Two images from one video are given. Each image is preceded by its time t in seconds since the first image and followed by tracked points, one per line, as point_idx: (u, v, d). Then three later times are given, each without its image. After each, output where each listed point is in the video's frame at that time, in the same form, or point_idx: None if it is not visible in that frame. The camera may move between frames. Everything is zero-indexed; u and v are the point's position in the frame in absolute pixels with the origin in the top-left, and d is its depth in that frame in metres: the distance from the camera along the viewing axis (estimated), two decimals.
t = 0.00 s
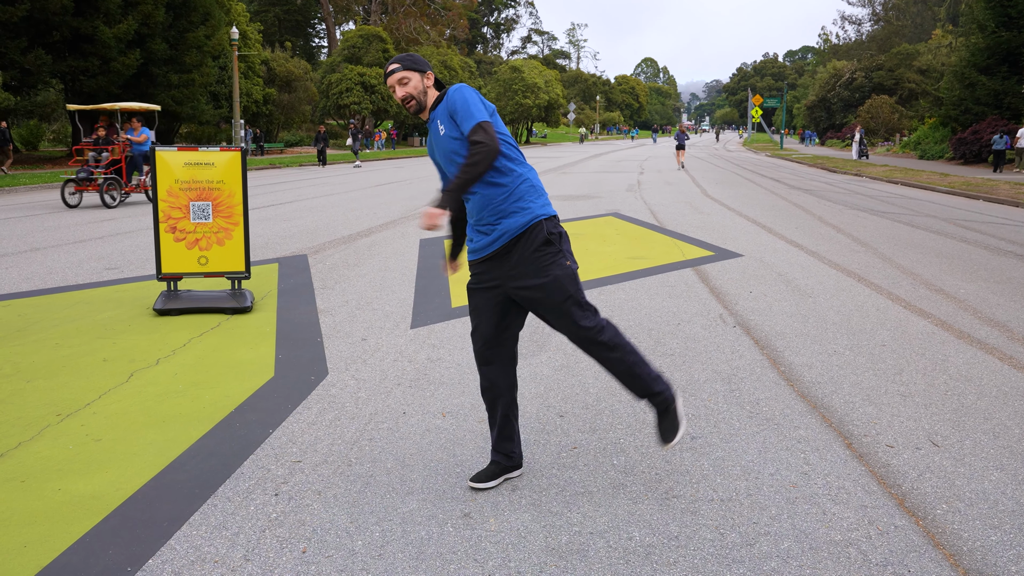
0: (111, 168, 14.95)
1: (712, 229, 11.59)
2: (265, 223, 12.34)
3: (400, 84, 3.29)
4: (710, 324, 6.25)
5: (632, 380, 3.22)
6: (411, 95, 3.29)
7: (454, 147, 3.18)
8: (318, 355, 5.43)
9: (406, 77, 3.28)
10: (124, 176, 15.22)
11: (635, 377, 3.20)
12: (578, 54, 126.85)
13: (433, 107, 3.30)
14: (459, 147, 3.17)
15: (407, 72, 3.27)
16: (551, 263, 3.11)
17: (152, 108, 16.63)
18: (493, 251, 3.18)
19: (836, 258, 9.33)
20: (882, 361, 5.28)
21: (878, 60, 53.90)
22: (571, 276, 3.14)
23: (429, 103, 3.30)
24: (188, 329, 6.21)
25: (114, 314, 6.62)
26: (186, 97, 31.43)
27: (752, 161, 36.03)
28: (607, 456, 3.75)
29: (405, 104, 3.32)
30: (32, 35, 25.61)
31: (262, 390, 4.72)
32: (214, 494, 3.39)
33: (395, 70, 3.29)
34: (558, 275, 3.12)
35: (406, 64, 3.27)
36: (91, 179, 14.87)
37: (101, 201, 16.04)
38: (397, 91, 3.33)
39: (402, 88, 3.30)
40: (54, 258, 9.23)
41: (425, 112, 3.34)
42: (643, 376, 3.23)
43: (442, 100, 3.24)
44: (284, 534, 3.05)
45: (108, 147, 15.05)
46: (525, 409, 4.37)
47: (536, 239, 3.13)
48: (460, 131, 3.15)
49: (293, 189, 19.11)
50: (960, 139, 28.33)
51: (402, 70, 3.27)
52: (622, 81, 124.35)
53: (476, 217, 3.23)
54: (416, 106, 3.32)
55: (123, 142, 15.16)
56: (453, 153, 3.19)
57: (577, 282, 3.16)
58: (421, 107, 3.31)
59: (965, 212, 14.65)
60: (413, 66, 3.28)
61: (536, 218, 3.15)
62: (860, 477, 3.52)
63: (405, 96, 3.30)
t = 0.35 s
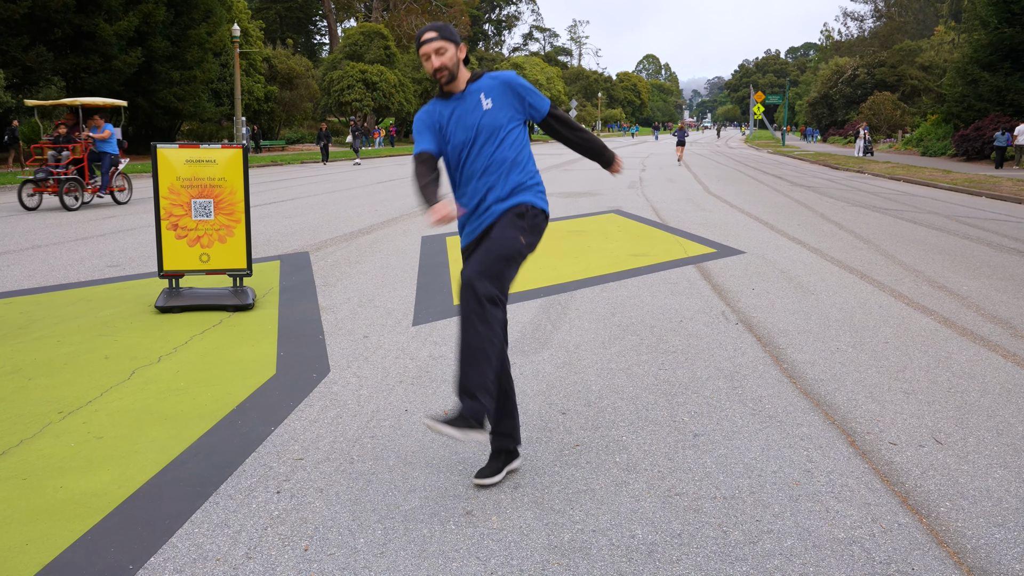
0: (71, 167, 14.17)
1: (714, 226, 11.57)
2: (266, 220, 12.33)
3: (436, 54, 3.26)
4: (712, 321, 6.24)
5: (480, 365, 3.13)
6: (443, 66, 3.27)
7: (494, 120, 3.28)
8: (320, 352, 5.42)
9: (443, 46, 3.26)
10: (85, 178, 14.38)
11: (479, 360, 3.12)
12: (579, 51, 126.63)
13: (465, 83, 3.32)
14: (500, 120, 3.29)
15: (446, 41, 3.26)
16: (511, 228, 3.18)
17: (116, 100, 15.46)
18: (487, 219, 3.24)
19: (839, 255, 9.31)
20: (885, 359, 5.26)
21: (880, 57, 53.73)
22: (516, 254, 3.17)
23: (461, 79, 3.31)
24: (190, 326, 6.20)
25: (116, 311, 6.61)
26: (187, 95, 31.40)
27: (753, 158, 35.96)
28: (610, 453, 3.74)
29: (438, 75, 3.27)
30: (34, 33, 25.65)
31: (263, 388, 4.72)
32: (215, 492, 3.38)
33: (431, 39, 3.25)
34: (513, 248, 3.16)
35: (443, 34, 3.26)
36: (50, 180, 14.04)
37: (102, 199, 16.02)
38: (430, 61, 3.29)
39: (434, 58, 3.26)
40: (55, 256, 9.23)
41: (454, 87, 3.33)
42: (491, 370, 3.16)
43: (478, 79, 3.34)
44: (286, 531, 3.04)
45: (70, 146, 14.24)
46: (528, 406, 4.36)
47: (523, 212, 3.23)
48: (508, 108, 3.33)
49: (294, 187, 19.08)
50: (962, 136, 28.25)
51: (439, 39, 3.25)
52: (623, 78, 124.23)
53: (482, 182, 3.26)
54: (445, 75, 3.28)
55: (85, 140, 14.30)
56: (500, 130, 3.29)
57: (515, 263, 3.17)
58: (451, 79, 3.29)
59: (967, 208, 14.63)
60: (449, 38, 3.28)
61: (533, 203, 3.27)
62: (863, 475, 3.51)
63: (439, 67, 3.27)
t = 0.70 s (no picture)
0: (27, 167, 13.65)
1: (715, 224, 11.56)
2: (267, 218, 12.33)
3: (466, 73, 3.29)
4: (713, 319, 6.23)
5: (412, 296, 3.01)
6: (472, 86, 3.31)
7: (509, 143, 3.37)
8: (320, 351, 5.42)
9: (472, 68, 3.29)
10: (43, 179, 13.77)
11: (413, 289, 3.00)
12: (580, 49, 126.49)
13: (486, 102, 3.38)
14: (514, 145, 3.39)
15: (475, 63, 3.29)
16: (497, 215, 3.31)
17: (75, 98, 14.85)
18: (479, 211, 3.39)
19: (841, 253, 9.30)
20: (886, 357, 5.25)
21: (882, 55, 53.64)
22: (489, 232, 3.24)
23: (483, 99, 3.35)
24: (190, 324, 6.19)
25: (116, 309, 6.61)
26: (188, 92, 31.38)
27: (755, 155, 35.93)
28: (610, 452, 3.73)
29: (464, 93, 3.30)
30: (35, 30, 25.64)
31: (263, 386, 4.72)
32: (216, 490, 3.38)
33: (464, 58, 3.28)
34: (490, 225, 3.26)
35: (473, 54, 3.29)
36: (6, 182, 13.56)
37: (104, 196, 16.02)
38: (458, 78, 3.32)
39: (463, 77, 3.30)
40: (56, 253, 9.23)
41: (477, 105, 3.36)
42: (419, 307, 3.03)
43: (498, 102, 3.42)
44: (286, 530, 3.03)
45: (26, 145, 13.75)
46: (528, 405, 4.36)
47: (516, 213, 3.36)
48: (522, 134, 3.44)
49: (295, 184, 19.08)
50: (964, 134, 28.25)
51: (470, 61, 3.28)
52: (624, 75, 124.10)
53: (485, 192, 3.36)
54: (471, 94, 3.32)
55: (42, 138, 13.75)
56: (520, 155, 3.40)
57: (488, 238, 3.23)
58: (476, 99, 3.33)
59: (968, 207, 14.61)
60: (479, 59, 3.31)
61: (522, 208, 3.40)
62: (864, 474, 3.50)
63: (468, 85, 3.30)
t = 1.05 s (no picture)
0: None
1: (716, 223, 11.56)
2: (267, 217, 12.33)
3: (457, 54, 3.53)
4: (713, 318, 6.23)
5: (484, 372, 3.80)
6: (463, 66, 3.55)
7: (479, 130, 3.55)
8: (320, 350, 5.41)
9: (464, 49, 3.53)
10: None
11: (533, 363, 3.53)
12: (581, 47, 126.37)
13: (479, 85, 3.59)
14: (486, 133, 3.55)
15: (466, 44, 3.52)
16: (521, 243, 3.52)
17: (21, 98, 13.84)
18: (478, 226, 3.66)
19: (841, 251, 9.30)
20: (887, 356, 5.24)
21: (883, 53, 53.57)
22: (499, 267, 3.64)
23: (477, 81, 3.59)
24: (190, 323, 6.19)
25: (116, 308, 6.61)
26: (188, 91, 31.37)
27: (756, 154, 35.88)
28: (610, 451, 3.73)
29: (457, 74, 3.56)
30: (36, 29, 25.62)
31: (263, 385, 4.72)
32: (215, 490, 3.37)
33: (456, 39, 3.51)
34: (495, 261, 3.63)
35: (466, 36, 3.52)
36: None
37: (104, 195, 16.01)
38: (451, 59, 3.56)
39: (455, 58, 3.54)
40: (56, 253, 9.22)
41: (469, 87, 3.61)
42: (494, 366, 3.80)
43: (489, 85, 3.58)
44: (285, 530, 3.03)
45: None
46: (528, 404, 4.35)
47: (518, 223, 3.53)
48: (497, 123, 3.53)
49: (295, 183, 19.06)
50: (965, 132, 28.26)
51: (462, 42, 3.51)
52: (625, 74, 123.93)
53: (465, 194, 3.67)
54: (464, 75, 3.57)
55: None
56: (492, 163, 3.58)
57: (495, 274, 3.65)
58: (468, 80, 3.58)
59: (969, 205, 14.58)
60: (471, 40, 3.54)
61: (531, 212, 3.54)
62: (864, 472, 3.50)
63: (459, 67, 3.54)
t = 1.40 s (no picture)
0: None
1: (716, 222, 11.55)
2: (268, 215, 12.32)
3: (438, 57, 3.60)
4: (714, 318, 6.22)
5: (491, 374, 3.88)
6: (445, 68, 3.63)
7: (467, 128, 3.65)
8: (320, 348, 5.41)
9: (444, 52, 3.60)
10: None
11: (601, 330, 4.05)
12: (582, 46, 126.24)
13: (462, 85, 3.66)
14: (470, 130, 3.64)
15: (446, 47, 3.60)
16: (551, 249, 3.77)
17: None
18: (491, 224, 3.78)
19: (841, 251, 9.30)
20: (887, 356, 5.25)
21: (884, 52, 53.51)
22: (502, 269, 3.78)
23: (459, 81, 3.66)
24: (190, 322, 6.19)
25: (117, 306, 6.62)
26: (189, 89, 31.34)
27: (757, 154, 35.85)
28: (610, 450, 3.74)
29: (438, 77, 3.65)
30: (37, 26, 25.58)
31: (263, 383, 4.72)
32: (214, 488, 3.37)
33: (435, 43, 3.59)
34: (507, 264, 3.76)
35: (445, 39, 3.60)
36: None
37: (104, 193, 16.00)
38: (432, 62, 3.64)
39: (436, 61, 3.61)
40: (56, 251, 9.22)
41: (453, 87, 3.69)
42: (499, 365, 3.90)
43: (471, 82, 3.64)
44: (285, 529, 3.04)
45: None
46: (527, 403, 4.35)
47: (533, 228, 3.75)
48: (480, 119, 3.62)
49: (296, 181, 19.05)
50: (966, 132, 28.28)
51: (440, 45, 3.59)
52: (626, 73, 123.76)
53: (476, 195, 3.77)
54: (446, 77, 3.66)
55: None
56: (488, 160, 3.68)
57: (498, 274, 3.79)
58: (450, 81, 3.66)
59: (969, 205, 14.57)
60: (451, 43, 3.62)
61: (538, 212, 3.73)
62: (864, 473, 3.50)
63: (440, 68, 3.62)
